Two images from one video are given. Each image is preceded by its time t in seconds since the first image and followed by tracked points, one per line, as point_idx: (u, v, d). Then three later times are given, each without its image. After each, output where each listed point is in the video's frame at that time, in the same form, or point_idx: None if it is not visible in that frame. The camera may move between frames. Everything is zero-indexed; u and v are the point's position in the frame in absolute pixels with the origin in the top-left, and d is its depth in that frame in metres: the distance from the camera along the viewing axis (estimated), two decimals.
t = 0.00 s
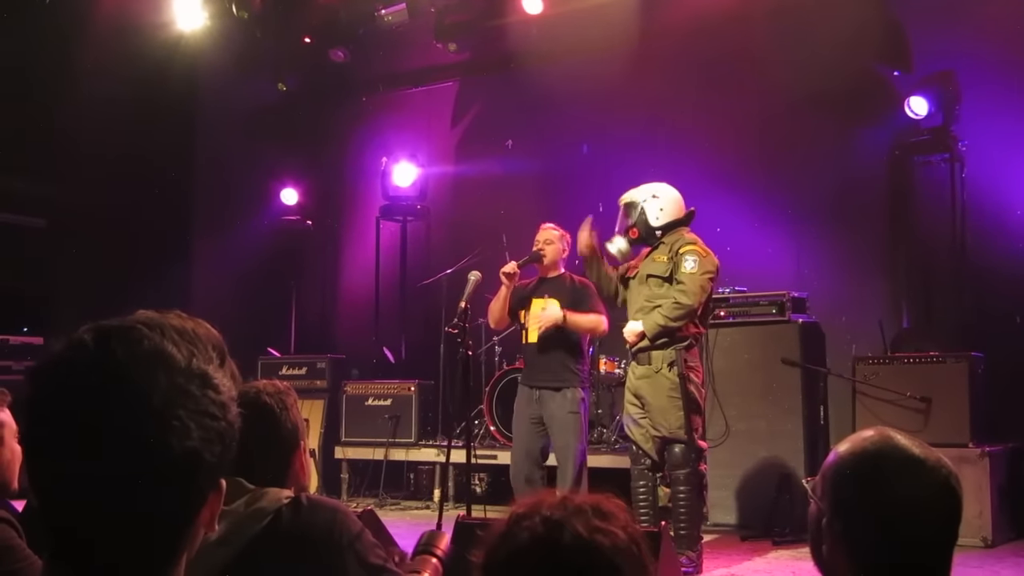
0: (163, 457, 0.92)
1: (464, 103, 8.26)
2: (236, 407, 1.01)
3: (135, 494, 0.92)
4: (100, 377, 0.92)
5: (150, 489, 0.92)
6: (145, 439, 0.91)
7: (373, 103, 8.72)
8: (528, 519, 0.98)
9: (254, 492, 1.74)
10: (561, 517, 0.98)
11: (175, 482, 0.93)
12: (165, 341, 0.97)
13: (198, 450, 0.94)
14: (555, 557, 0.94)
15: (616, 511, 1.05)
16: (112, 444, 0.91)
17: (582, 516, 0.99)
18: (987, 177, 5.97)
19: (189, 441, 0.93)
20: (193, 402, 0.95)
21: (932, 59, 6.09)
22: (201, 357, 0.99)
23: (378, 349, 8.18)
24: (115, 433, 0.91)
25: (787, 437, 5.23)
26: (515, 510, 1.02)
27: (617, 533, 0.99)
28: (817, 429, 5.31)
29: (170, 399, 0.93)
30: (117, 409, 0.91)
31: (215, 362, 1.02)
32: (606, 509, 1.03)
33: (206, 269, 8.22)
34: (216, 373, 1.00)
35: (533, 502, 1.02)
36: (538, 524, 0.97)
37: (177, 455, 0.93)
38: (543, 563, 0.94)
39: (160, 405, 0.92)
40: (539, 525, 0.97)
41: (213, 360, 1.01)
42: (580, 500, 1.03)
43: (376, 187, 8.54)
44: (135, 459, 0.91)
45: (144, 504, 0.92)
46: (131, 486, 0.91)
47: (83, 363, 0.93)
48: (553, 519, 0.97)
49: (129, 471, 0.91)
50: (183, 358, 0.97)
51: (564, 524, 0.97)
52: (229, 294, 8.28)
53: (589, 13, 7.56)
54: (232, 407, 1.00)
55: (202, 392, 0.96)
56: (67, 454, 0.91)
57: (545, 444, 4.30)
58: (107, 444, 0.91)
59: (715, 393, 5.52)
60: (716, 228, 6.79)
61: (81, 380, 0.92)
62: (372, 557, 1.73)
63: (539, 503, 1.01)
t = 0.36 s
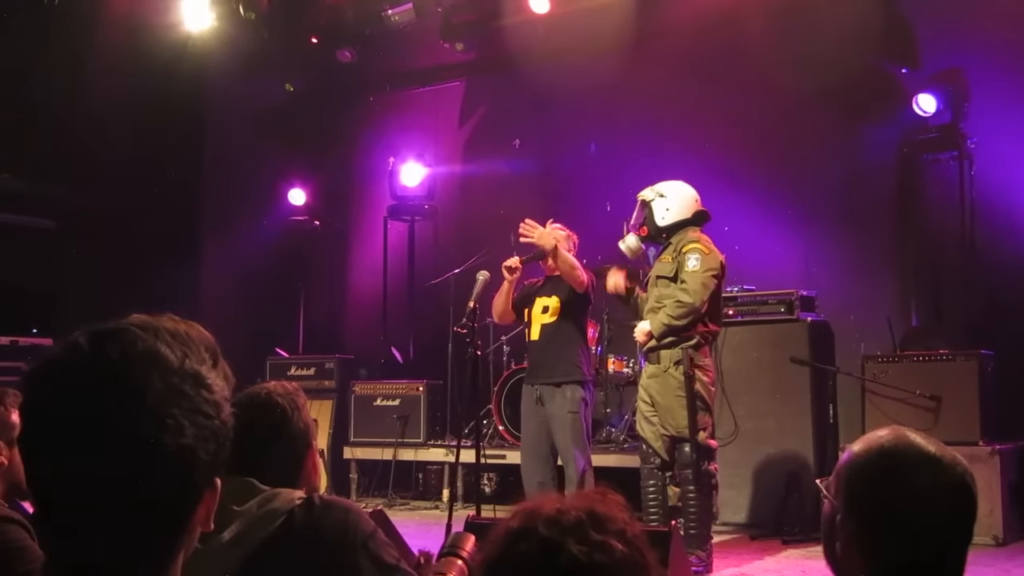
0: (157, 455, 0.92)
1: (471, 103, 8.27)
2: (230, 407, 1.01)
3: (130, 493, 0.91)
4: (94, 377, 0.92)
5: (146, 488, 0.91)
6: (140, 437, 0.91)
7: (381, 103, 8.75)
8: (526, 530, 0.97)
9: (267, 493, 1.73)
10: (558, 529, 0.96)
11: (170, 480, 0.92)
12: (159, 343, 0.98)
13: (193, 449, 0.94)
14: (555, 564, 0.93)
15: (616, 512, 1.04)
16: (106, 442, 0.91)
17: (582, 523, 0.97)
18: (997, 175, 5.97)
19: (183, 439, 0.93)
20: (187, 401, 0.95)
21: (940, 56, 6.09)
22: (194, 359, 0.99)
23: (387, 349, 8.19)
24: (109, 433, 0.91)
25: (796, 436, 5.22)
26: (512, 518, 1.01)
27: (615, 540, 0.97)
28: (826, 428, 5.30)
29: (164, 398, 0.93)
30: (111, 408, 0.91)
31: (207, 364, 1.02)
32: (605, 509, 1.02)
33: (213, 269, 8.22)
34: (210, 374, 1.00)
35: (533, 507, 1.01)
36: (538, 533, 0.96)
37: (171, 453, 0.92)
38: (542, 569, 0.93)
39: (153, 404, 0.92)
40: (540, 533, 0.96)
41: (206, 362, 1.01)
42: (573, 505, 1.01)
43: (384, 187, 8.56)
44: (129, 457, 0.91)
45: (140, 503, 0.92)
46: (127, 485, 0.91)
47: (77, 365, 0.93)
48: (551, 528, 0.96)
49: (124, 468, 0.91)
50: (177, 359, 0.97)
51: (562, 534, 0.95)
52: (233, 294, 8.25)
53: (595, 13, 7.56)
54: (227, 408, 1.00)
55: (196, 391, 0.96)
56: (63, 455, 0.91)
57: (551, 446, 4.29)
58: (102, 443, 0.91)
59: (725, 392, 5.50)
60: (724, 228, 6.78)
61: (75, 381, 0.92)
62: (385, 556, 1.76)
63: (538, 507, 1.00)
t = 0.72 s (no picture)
0: (158, 453, 0.92)
1: (474, 102, 8.28)
2: (228, 405, 1.01)
3: (132, 491, 0.91)
4: (94, 376, 0.92)
5: (148, 486, 0.91)
6: (140, 435, 0.91)
7: (385, 101, 8.76)
8: (519, 534, 0.96)
9: (273, 492, 1.72)
10: (550, 536, 0.95)
11: (172, 478, 0.92)
12: (156, 341, 0.98)
13: (193, 446, 0.94)
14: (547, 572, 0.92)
15: (615, 510, 1.04)
16: (108, 441, 0.90)
17: (576, 529, 0.96)
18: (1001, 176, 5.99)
19: (183, 436, 0.93)
20: (186, 398, 0.95)
21: (944, 56, 6.10)
22: (191, 356, 0.99)
23: (390, 348, 8.20)
24: (111, 431, 0.90)
25: (799, 436, 5.21)
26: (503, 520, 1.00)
27: (608, 546, 0.96)
28: (830, 428, 5.29)
29: (163, 396, 0.93)
30: (111, 406, 0.91)
31: (203, 360, 1.02)
32: (599, 509, 1.01)
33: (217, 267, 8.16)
34: (207, 372, 1.00)
35: (526, 509, 1.00)
36: (531, 540, 0.95)
37: (172, 451, 0.92)
38: None
39: (154, 402, 0.92)
40: (533, 539, 0.95)
41: (202, 359, 1.02)
42: (562, 506, 1.00)
43: (387, 186, 8.58)
44: (130, 455, 0.91)
45: (142, 503, 0.91)
46: (128, 484, 0.91)
47: (76, 364, 0.93)
48: (544, 535, 0.95)
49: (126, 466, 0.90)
50: (175, 357, 0.97)
51: (554, 542, 0.94)
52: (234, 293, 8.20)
53: (599, 12, 7.55)
54: (225, 404, 1.00)
55: (194, 389, 0.96)
56: (64, 455, 0.91)
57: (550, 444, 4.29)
58: (104, 441, 0.91)
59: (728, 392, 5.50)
60: (728, 227, 6.77)
61: (76, 380, 0.92)
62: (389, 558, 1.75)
63: (530, 509, 0.99)
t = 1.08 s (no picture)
0: (162, 447, 0.91)
1: (477, 100, 8.28)
2: (233, 400, 1.01)
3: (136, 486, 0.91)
4: (98, 372, 0.93)
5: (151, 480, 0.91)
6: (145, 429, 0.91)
7: (387, 100, 8.75)
8: (526, 529, 0.95)
9: (274, 487, 1.72)
10: (558, 530, 0.95)
11: (176, 472, 0.92)
12: (160, 337, 0.98)
13: (198, 440, 0.93)
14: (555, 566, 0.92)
15: (623, 506, 1.03)
16: (114, 436, 0.90)
17: (584, 523, 0.96)
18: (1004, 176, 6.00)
19: (188, 430, 0.93)
20: (190, 392, 0.95)
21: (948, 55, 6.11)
22: (196, 352, 0.99)
23: (392, 346, 8.19)
24: (115, 424, 0.91)
25: (801, 435, 5.21)
26: (510, 512, 1.00)
27: (615, 541, 0.96)
28: (832, 427, 5.28)
29: (167, 390, 0.93)
30: (116, 400, 0.91)
31: (208, 357, 1.02)
32: (608, 503, 1.01)
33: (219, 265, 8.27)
34: (212, 367, 1.00)
35: (532, 502, 0.99)
36: (538, 534, 0.94)
37: (177, 445, 0.92)
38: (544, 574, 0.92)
39: (157, 395, 0.92)
40: (540, 533, 0.94)
41: (207, 356, 1.02)
42: (574, 499, 1.00)
43: (390, 184, 8.57)
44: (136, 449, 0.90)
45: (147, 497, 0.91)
46: (132, 482, 0.90)
47: (82, 361, 0.94)
48: (551, 529, 0.95)
49: (131, 461, 0.90)
50: (179, 353, 0.97)
51: (563, 537, 0.94)
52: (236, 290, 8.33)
53: (603, 10, 7.54)
54: (230, 400, 1.00)
55: (199, 383, 0.96)
56: (70, 452, 0.91)
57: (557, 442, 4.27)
58: (109, 436, 0.90)
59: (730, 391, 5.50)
60: (730, 227, 6.76)
61: (80, 377, 0.93)
62: (393, 554, 1.75)
63: (538, 502, 0.99)
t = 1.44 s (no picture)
0: (166, 443, 0.92)
1: (479, 99, 8.27)
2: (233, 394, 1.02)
3: (140, 482, 0.91)
4: (100, 366, 0.92)
5: (154, 478, 0.92)
6: (149, 425, 0.91)
7: (388, 97, 8.68)
8: (536, 519, 0.96)
9: (261, 490, 1.65)
10: (568, 520, 0.96)
11: (178, 467, 0.93)
12: (162, 329, 0.98)
13: (200, 435, 0.94)
14: (566, 553, 0.93)
15: (627, 504, 1.04)
16: (117, 427, 0.91)
17: (593, 515, 0.98)
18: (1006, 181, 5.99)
19: (191, 425, 0.94)
20: (192, 387, 0.95)
21: (952, 61, 6.08)
22: (197, 345, 1.00)
23: (389, 343, 8.19)
24: (119, 419, 0.91)
25: (797, 438, 5.21)
26: (519, 505, 1.01)
27: (624, 534, 0.97)
28: (828, 430, 5.28)
29: (170, 385, 0.94)
30: (120, 393, 0.92)
31: (208, 349, 1.03)
32: (614, 500, 1.03)
33: (219, 262, 8.49)
34: (213, 360, 1.01)
35: (540, 497, 1.01)
36: (547, 522, 0.96)
37: (179, 441, 0.93)
38: (553, 562, 0.93)
39: (160, 390, 0.93)
40: (548, 523, 0.96)
41: (208, 349, 1.02)
42: (582, 495, 1.02)
43: (389, 182, 8.50)
44: (139, 444, 0.91)
45: (149, 493, 0.92)
46: (134, 479, 0.91)
47: (83, 353, 0.93)
48: (558, 518, 0.96)
49: (133, 456, 0.91)
50: (181, 345, 0.97)
51: (572, 525, 0.96)
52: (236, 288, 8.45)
53: (607, 10, 7.53)
54: (231, 394, 1.00)
55: (201, 377, 0.97)
56: (71, 446, 0.91)
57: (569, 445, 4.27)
58: (113, 431, 0.91)
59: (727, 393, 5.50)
60: (729, 229, 6.76)
61: (82, 370, 0.92)
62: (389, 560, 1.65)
63: (546, 496, 1.01)
